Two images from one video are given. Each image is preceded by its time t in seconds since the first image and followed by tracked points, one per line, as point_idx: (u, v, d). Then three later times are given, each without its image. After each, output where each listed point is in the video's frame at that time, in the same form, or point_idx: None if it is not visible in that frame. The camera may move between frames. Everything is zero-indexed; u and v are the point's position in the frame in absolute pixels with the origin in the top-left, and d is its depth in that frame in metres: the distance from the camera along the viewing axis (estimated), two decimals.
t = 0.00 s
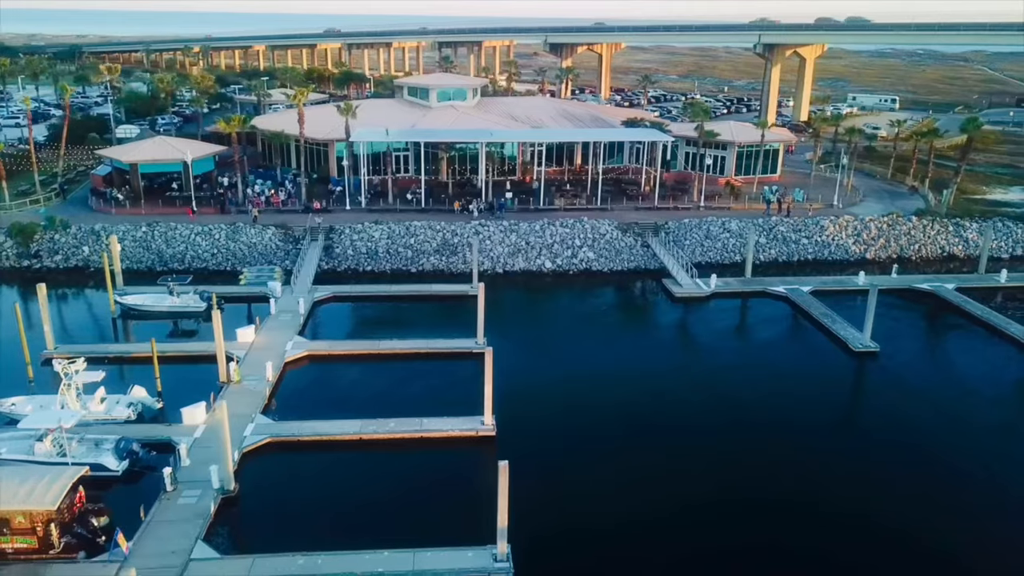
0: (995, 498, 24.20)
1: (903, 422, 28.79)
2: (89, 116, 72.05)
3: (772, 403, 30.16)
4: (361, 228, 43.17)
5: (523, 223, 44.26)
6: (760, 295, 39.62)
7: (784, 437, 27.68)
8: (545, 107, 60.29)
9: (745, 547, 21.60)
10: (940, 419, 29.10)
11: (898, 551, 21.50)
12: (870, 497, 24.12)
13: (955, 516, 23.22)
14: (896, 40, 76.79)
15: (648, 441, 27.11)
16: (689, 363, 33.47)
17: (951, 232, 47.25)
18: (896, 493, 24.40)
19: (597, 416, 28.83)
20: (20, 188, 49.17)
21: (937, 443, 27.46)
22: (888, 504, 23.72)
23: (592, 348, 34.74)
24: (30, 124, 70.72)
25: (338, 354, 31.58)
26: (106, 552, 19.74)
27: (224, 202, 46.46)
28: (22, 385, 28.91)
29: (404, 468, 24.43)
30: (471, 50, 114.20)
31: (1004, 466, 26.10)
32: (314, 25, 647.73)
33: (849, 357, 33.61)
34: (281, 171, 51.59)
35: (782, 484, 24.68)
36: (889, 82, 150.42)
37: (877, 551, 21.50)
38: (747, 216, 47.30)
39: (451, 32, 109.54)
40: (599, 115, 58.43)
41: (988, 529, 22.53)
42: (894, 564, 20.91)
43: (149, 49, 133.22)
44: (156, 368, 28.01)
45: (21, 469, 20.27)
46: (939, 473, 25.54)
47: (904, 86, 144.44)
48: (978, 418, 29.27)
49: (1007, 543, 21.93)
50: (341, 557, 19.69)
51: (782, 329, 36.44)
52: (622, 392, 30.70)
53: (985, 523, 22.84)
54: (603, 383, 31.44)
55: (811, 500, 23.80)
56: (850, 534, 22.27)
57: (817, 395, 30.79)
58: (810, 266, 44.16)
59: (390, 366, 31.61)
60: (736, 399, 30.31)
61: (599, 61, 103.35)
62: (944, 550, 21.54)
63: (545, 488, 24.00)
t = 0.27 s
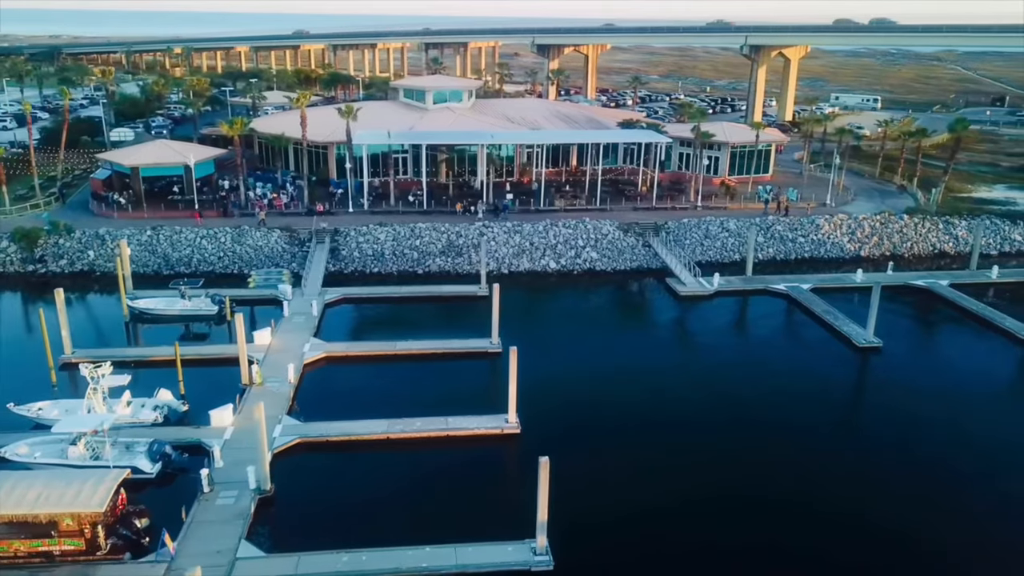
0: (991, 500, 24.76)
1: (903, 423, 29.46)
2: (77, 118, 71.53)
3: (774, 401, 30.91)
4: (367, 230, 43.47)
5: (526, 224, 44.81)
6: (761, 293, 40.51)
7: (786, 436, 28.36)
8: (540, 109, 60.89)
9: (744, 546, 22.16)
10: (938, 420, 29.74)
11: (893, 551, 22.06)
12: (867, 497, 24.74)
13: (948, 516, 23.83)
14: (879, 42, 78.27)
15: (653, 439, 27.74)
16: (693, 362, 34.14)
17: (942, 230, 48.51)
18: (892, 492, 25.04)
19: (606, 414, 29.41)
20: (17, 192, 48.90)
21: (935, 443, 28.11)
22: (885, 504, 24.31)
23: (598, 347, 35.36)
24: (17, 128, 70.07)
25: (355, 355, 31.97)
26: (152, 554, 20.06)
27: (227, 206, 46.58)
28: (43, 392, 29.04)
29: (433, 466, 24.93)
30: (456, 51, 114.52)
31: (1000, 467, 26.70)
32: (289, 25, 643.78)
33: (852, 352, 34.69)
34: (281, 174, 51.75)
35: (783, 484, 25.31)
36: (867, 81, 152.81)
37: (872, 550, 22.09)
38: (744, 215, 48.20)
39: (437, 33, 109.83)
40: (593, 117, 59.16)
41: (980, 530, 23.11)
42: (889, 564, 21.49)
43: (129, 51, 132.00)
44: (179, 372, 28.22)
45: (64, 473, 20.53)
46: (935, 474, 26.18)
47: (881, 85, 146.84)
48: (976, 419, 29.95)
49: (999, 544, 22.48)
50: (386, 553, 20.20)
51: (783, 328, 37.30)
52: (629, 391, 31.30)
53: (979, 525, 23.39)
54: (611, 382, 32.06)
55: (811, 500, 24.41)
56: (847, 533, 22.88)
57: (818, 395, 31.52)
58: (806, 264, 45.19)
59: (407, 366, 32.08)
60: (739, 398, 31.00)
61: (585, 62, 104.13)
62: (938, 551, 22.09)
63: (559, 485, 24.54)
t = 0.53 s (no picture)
0: (987, 501, 25.30)
1: (903, 424, 30.05)
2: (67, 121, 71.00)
3: (777, 399, 31.59)
4: (372, 232, 43.86)
5: (529, 226, 45.42)
6: (761, 291, 41.46)
7: (789, 434, 28.97)
8: (535, 111, 61.51)
9: (747, 542, 22.66)
10: (937, 420, 30.35)
11: (890, 550, 22.59)
12: (867, 495, 25.32)
13: (944, 515, 24.40)
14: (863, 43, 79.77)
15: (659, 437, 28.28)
16: (697, 361, 34.77)
17: (932, 228, 49.76)
18: (889, 491, 25.61)
19: (614, 413, 29.95)
20: (15, 197, 48.65)
21: (934, 443, 28.72)
22: (884, 503, 24.86)
23: (604, 346, 35.93)
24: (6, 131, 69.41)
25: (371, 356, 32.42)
26: (195, 553, 20.42)
27: (230, 209, 46.70)
28: (64, 398, 29.20)
29: (460, 465, 25.51)
30: (442, 53, 114.80)
31: (998, 468, 27.25)
32: (263, 25, 639.48)
33: (856, 348, 35.75)
34: (281, 177, 51.92)
35: (786, 481, 25.87)
36: (844, 81, 155.01)
37: (869, 547, 22.63)
38: (741, 215, 49.15)
39: (422, 34, 110.05)
40: (588, 118, 59.91)
41: (972, 530, 23.66)
42: (885, 561, 22.02)
43: (109, 52, 130.66)
44: (202, 375, 28.48)
45: (106, 476, 20.82)
46: (932, 473, 26.76)
47: (859, 84, 149.17)
48: (974, 420, 30.56)
49: (992, 544, 23.00)
50: (428, 548, 20.71)
51: (784, 326, 38.15)
52: (636, 390, 31.87)
53: (973, 524, 23.94)
54: (620, 380, 32.67)
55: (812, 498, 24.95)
56: (846, 530, 23.43)
57: (820, 394, 32.22)
58: (803, 262, 46.22)
59: (423, 368, 32.57)
60: (743, 397, 31.62)
61: (571, 63, 104.84)
62: (933, 550, 22.61)
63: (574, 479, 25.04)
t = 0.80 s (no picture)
0: (984, 500, 25.74)
1: (903, 424, 30.55)
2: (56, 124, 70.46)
3: (778, 399, 32.21)
4: (377, 235, 44.25)
5: (532, 227, 46.03)
6: (761, 290, 42.37)
7: (790, 433, 29.53)
8: (530, 113, 62.14)
9: (748, 541, 23.11)
10: (935, 421, 30.86)
11: (887, 548, 23.06)
12: (865, 495, 25.80)
13: (939, 513, 24.88)
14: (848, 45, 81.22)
15: (664, 436, 28.76)
16: (701, 362, 35.36)
17: (922, 227, 50.98)
18: (886, 489, 26.12)
19: (622, 412, 30.43)
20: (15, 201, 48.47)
21: (935, 444, 29.18)
22: (883, 501, 25.34)
23: (610, 346, 36.46)
24: None
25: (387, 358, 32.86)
26: (238, 553, 20.81)
27: (233, 212, 46.85)
28: (86, 402, 29.38)
29: (486, 463, 26.07)
30: (427, 54, 115.00)
31: (995, 467, 27.71)
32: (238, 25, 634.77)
33: (857, 343, 36.82)
34: (281, 181, 52.07)
35: (787, 480, 26.39)
36: (823, 81, 157.18)
37: (866, 545, 23.11)
38: (737, 214, 50.07)
39: (409, 35, 110.24)
40: (583, 120, 60.62)
41: (965, 527, 24.15)
42: (881, 559, 22.49)
43: (89, 53, 129.34)
44: (224, 377, 28.73)
45: (148, 478, 21.13)
46: (930, 472, 27.25)
47: (838, 85, 151.32)
48: (973, 420, 31.10)
49: (985, 542, 23.44)
50: (467, 544, 21.27)
51: (785, 325, 38.97)
52: (642, 390, 32.36)
53: (968, 523, 24.38)
54: (628, 380, 33.22)
55: (812, 497, 25.42)
56: (845, 527, 23.95)
57: (821, 394, 32.86)
58: (799, 261, 47.23)
59: (439, 368, 33.09)
60: (746, 397, 32.19)
61: (557, 64, 105.55)
62: (927, 548, 23.07)
63: (589, 477, 25.51)
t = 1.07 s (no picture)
0: (981, 497, 26.34)
1: (903, 423, 31.12)
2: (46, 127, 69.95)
3: (780, 397, 32.87)
4: (383, 237, 44.66)
5: (535, 228, 46.67)
6: (762, 289, 43.32)
7: (792, 430, 30.26)
8: (526, 115, 62.74)
9: (750, 536, 23.76)
10: (934, 420, 31.41)
11: (885, 545, 23.66)
12: (865, 493, 26.39)
13: (936, 510, 25.48)
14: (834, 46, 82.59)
15: (670, 434, 29.32)
16: (704, 361, 35.97)
17: (913, 225, 52.22)
18: (884, 486, 26.75)
19: (630, 411, 30.99)
20: (15, 206, 48.29)
21: (934, 441, 29.81)
22: (881, 498, 26.02)
23: (617, 345, 37.18)
24: None
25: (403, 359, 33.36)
26: (280, 552, 21.23)
27: (237, 216, 47.02)
28: (109, 407, 29.61)
29: (513, 460, 26.69)
30: (414, 55, 115.16)
31: (993, 466, 28.26)
32: (213, 25, 629.35)
33: (858, 339, 37.94)
34: (281, 184, 52.23)
35: (789, 477, 27.01)
36: (803, 81, 159.23)
37: (865, 541, 23.71)
38: (735, 214, 51.03)
39: (396, 36, 110.38)
40: (578, 122, 61.32)
41: (959, 525, 24.74)
42: (879, 556, 23.09)
43: (70, 54, 127.99)
44: (248, 380, 29.09)
45: (189, 480, 21.48)
46: (928, 470, 27.82)
47: (818, 84, 153.36)
48: (971, 418, 31.68)
49: (979, 540, 24.01)
50: (504, 540, 21.90)
51: (786, 323, 39.83)
52: (649, 390, 32.91)
53: (963, 520, 24.97)
54: (636, 379, 33.83)
55: (813, 493, 26.11)
56: (844, 524, 24.56)
57: (822, 392, 33.58)
58: (796, 259, 48.26)
59: (454, 369, 33.64)
60: (749, 396, 32.80)
61: (545, 65, 106.22)
62: (923, 545, 23.64)
63: (603, 474, 26.12)
